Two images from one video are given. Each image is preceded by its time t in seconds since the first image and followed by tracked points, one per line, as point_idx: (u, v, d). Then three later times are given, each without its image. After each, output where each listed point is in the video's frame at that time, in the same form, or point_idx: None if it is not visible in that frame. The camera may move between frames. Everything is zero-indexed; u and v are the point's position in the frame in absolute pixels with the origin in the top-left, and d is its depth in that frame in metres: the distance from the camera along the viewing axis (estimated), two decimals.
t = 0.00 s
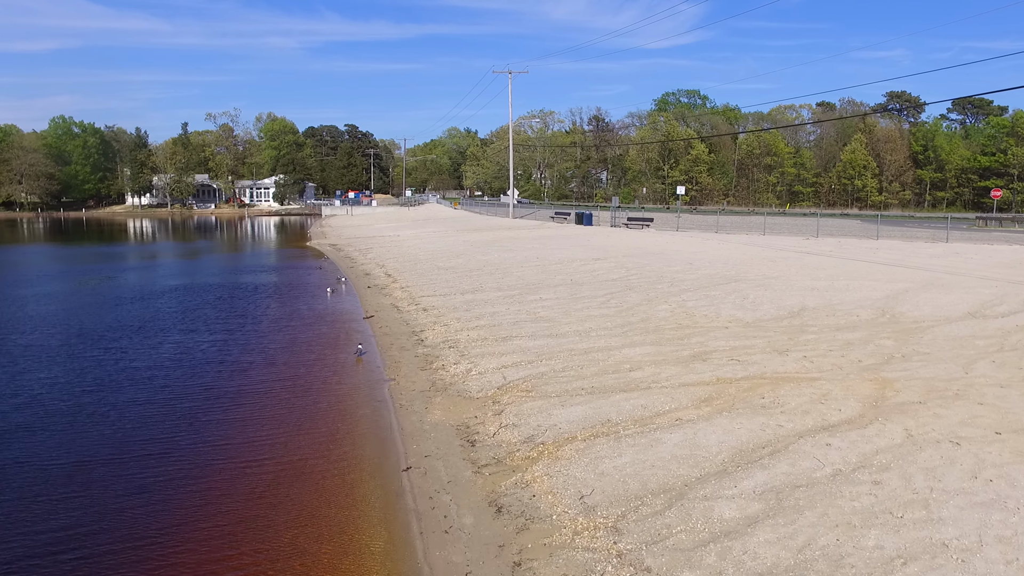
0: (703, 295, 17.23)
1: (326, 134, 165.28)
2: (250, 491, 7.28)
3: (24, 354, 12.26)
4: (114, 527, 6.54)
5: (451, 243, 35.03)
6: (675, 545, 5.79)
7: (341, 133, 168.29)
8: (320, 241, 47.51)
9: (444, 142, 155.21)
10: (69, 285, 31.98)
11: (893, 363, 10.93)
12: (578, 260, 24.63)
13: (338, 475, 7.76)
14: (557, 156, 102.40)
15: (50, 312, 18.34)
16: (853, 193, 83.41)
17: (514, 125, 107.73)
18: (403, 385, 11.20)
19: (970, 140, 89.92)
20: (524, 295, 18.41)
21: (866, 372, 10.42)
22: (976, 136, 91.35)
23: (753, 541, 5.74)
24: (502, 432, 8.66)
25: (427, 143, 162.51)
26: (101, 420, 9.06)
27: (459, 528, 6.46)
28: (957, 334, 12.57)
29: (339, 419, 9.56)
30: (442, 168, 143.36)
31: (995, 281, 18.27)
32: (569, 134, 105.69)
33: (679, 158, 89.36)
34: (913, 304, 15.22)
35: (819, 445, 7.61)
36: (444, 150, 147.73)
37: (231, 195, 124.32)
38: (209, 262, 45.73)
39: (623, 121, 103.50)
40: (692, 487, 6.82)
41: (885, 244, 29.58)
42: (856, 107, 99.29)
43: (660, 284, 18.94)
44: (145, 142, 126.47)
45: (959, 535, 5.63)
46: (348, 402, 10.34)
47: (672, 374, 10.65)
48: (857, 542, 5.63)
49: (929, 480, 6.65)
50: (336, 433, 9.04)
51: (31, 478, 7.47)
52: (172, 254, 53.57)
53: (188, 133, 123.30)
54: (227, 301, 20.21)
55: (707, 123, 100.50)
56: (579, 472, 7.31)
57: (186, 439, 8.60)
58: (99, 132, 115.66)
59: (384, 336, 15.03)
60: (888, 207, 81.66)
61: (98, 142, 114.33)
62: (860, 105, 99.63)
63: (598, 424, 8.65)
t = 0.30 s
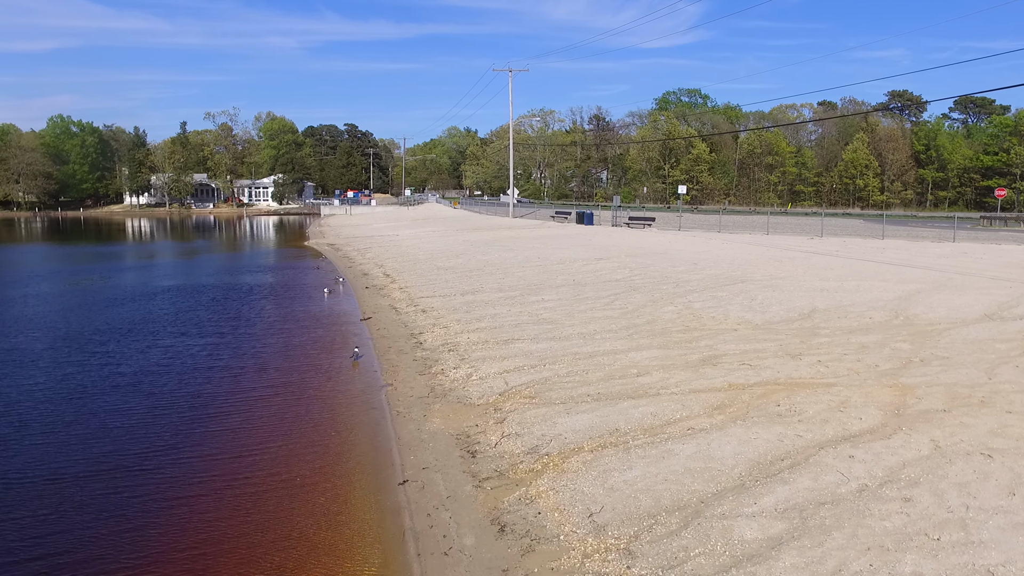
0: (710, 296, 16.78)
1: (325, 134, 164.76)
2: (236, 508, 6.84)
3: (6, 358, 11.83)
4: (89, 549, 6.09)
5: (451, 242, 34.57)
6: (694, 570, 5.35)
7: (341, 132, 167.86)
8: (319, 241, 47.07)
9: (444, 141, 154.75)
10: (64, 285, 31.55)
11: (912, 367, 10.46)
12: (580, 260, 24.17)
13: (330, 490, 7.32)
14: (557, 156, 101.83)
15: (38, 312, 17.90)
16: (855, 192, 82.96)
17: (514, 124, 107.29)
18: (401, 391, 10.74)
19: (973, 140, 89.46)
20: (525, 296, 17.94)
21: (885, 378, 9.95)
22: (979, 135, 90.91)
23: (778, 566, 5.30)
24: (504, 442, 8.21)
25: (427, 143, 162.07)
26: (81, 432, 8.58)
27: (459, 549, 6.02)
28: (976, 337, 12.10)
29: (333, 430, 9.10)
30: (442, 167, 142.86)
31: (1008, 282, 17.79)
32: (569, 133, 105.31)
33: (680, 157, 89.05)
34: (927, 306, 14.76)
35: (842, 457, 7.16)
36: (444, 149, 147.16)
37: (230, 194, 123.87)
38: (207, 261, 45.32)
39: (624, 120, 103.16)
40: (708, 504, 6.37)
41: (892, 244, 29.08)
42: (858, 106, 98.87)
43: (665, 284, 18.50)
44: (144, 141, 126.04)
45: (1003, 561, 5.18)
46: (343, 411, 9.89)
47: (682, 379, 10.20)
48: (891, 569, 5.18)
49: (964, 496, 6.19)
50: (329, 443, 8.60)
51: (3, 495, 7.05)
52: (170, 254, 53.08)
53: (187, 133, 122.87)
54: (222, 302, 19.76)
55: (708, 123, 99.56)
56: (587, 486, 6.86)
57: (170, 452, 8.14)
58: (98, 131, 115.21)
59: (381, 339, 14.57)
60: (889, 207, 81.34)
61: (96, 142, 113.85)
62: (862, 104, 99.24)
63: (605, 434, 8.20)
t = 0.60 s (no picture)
0: (717, 299, 16.28)
1: (324, 133, 164.25)
2: (217, 532, 6.36)
3: None
4: None
5: (450, 243, 34.08)
6: None
7: (340, 132, 167.42)
8: (317, 241, 46.60)
9: (443, 141, 154.31)
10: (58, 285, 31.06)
11: (934, 376, 9.94)
12: (582, 261, 23.67)
13: (318, 510, 6.84)
14: (557, 155, 101.35)
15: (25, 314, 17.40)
16: (857, 191, 82.51)
17: (514, 123, 106.77)
18: (398, 401, 10.21)
19: (975, 139, 89.00)
20: (527, 298, 17.44)
21: (907, 387, 9.43)
22: (982, 134, 90.48)
23: None
24: (506, 458, 7.70)
25: (427, 142, 161.67)
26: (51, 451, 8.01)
27: None
28: (998, 342, 11.58)
29: (323, 443, 8.57)
30: (442, 166, 142.42)
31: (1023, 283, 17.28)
32: (569, 132, 104.84)
33: (681, 157, 88.71)
34: (943, 309, 14.24)
35: (869, 476, 6.65)
36: (444, 149, 146.63)
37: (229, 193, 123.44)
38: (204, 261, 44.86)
39: (624, 119, 102.80)
40: (728, 530, 5.86)
41: (899, 244, 28.57)
42: (859, 105, 98.43)
43: (670, 286, 18.00)
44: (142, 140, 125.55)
45: None
46: (335, 422, 9.34)
47: (693, 389, 9.69)
48: None
49: (1007, 523, 5.68)
50: (320, 457, 8.13)
51: None
52: (167, 254, 52.63)
53: (185, 132, 122.40)
54: (216, 302, 19.25)
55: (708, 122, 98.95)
56: (596, 509, 6.35)
57: (145, 471, 7.58)
58: (96, 131, 114.68)
59: (377, 344, 14.06)
60: (892, 207, 80.90)
61: (94, 141, 113.33)
62: (863, 103, 98.87)
63: (614, 449, 7.69)
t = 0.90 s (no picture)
0: (725, 301, 15.77)
1: (324, 133, 163.62)
2: (192, 567, 5.82)
3: None
4: None
5: (450, 243, 33.53)
6: None
7: (339, 131, 166.90)
8: (315, 241, 46.10)
9: (443, 140, 153.75)
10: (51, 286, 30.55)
11: (960, 385, 9.40)
12: (584, 262, 23.17)
13: (304, 537, 6.30)
14: (557, 154, 100.80)
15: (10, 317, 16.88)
16: (860, 191, 81.98)
17: (515, 122, 106.12)
18: (393, 412, 9.67)
19: (978, 138, 88.60)
20: (528, 301, 16.91)
21: (933, 398, 8.88)
22: (985, 134, 90.02)
23: None
24: (508, 476, 7.16)
25: (427, 142, 161.17)
26: (17, 472, 7.49)
27: None
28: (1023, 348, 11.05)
29: (311, 460, 8.02)
30: (442, 166, 141.99)
31: None
32: (569, 132, 104.30)
33: (682, 156, 88.18)
34: (961, 313, 13.70)
35: (904, 499, 6.10)
36: (444, 148, 146.05)
37: (227, 193, 122.96)
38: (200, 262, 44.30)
39: (625, 118, 102.40)
40: (754, 563, 5.34)
41: (907, 244, 28.07)
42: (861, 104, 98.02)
43: (676, 288, 17.50)
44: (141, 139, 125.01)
45: None
46: (325, 437, 8.80)
47: (705, 399, 9.15)
48: None
49: None
50: (308, 476, 7.60)
51: None
52: (164, 254, 52.09)
53: (184, 132, 121.80)
54: (209, 305, 18.71)
55: (710, 121, 97.48)
56: (607, 537, 5.81)
57: (117, 495, 7.04)
58: (94, 130, 114.03)
59: (373, 349, 13.53)
60: (895, 206, 80.40)
61: (93, 141, 112.81)
62: (866, 103, 98.47)
63: (624, 467, 7.15)
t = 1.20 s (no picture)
0: (734, 304, 15.15)
1: (323, 132, 162.90)
2: None
3: None
4: None
5: (449, 242, 32.91)
6: None
7: (339, 130, 166.23)
8: (312, 241, 45.45)
9: (443, 139, 152.99)
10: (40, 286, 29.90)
11: (993, 395, 8.79)
12: (587, 262, 22.54)
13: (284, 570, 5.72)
14: (558, 154, 100.16)
15: None
16: (862, 190, 81.26)
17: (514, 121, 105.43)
18: (388, 423, 9.05)
19: (981, 138, 88.07)
20: (529, 302, 16.32)
21: (966, 409, 8.28)
22: (988, 132, 89.46)
23: None
24: (509, 498, 6.57)
25: (427, 141, 160.53)
26: None
27: None
28: None
29: (297, 479, 7.44)
30: (442, 165, 141.38)
31: None
32: (570, 131, 103.62)
33: (684, 155, 87.45)
34: (983, 316, 13.09)
35: (950, 528, 5.50)
36: (444, 147, 145.13)
37: (226, 193, 122.25)
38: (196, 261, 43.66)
39: (626, 117, 101.80)
40: None
41: (916, 244, 27.43)
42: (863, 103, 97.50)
43: (683, 290, 16.88)
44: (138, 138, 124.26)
45: None
46: (312, 451, 8.21)
47: (721, 410, 8.54)
48: None
49: None
50: (291, 496, 7.01)
51: None
52: (159, 254, 51.43)
53: (182, 131, 121.13)
54: (200, 306, 18.12)
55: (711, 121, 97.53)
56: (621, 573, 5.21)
57: (80, 524, 6.43)
58: (91, 129, 113.38)
59: (367, 354, 12.92)
60: (898, 206, 79.75)
61: (90, 140, 112.15)
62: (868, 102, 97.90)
63: (636, 488, 6.53)
